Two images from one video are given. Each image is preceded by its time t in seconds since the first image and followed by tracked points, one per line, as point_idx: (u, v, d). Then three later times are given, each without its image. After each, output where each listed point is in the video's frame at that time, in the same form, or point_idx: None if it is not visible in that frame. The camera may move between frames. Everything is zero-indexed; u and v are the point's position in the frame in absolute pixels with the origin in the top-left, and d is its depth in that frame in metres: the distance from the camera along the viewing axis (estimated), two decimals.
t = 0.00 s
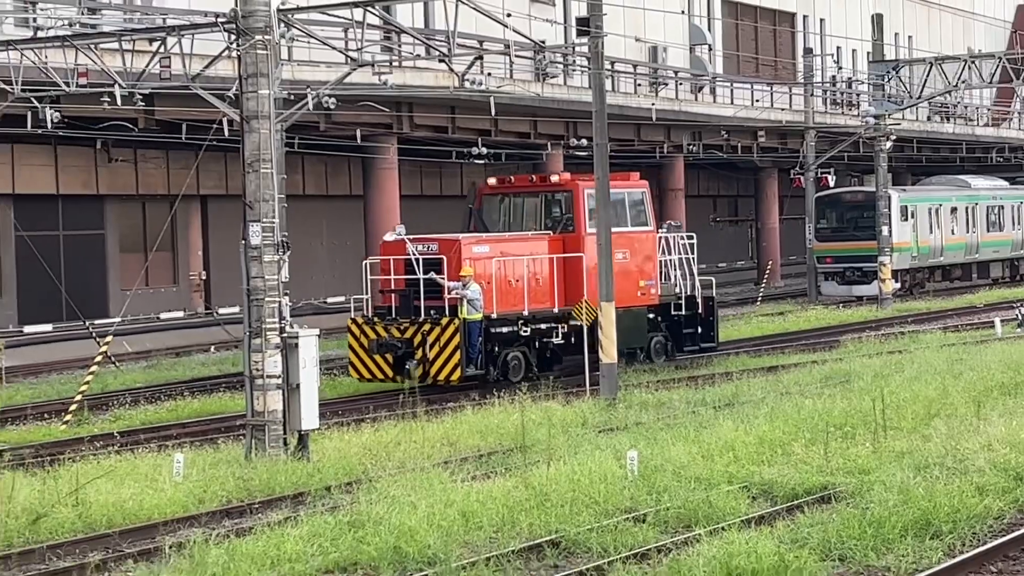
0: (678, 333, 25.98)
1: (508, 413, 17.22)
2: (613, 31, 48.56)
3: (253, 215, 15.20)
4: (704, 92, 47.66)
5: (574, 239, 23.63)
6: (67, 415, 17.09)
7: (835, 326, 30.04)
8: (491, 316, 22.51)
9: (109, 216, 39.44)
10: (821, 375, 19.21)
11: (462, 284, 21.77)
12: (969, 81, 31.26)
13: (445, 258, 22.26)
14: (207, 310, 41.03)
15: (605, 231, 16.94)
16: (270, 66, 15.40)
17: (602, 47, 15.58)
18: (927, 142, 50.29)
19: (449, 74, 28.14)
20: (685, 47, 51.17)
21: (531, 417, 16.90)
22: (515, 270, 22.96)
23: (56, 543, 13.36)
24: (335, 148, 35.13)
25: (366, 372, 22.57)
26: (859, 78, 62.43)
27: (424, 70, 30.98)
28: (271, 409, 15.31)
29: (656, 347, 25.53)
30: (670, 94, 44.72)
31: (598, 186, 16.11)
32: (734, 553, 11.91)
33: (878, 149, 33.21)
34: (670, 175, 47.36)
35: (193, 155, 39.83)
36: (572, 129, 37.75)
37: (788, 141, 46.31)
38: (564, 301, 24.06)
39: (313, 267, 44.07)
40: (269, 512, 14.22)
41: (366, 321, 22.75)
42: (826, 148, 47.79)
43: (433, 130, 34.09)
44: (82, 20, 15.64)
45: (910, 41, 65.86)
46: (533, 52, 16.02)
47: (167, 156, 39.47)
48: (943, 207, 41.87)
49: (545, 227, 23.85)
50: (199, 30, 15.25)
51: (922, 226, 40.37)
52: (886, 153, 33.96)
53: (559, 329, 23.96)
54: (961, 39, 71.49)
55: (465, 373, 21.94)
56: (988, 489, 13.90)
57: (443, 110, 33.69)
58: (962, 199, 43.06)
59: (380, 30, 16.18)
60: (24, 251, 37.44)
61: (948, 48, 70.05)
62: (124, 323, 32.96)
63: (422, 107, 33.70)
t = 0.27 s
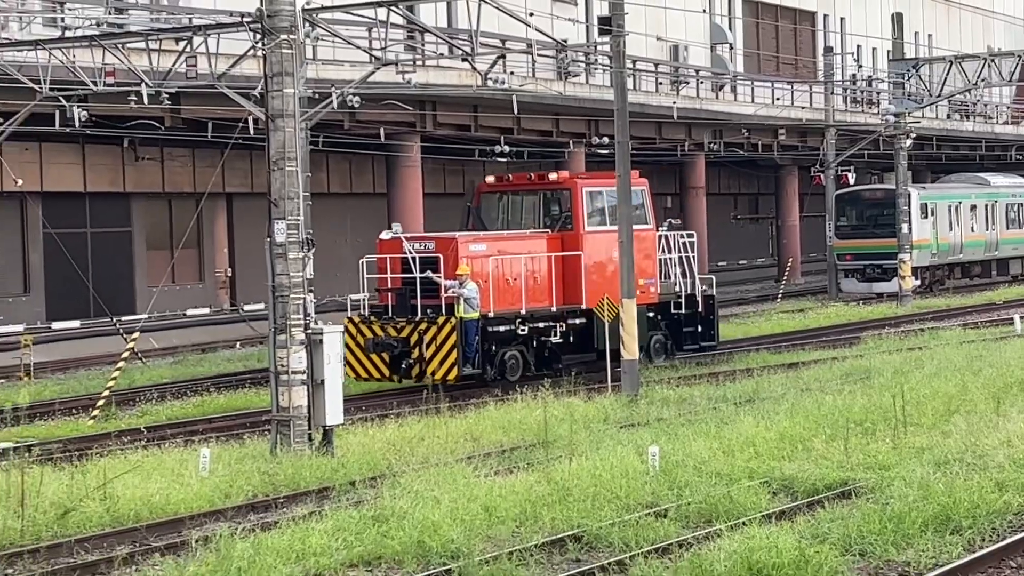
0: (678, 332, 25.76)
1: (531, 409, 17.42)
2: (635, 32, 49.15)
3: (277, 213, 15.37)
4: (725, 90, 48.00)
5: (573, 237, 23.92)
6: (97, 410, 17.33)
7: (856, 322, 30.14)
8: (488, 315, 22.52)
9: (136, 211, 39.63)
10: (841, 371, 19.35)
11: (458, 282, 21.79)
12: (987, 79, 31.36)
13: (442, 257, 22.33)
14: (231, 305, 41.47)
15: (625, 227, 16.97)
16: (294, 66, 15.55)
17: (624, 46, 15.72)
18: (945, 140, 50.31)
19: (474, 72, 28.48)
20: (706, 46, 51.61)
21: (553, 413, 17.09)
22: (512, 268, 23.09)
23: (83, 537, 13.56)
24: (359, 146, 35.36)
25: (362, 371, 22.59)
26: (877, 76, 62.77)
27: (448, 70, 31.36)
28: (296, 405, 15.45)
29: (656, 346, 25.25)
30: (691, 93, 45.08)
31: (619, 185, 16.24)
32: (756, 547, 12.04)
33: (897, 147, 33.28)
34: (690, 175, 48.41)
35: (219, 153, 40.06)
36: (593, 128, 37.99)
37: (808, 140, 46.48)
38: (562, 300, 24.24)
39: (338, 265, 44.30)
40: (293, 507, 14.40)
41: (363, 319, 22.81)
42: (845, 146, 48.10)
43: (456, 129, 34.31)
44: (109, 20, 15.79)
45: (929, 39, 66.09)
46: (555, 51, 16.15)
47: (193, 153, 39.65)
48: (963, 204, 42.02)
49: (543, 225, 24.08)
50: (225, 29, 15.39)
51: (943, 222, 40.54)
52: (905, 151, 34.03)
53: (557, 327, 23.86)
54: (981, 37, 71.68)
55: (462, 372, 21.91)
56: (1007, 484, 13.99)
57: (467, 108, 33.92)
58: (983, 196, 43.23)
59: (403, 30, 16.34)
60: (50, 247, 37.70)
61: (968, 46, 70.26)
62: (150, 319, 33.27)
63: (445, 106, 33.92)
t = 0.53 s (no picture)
0: (676, 331, 25.62)
1: (554, 403, 17.87)
2: (655, 34, 49.69)
3: (306, 212, 15.78)
4: (743, 92, 48.52)
5: (571, 236, 23.98)
6: (131, 403, 17.82)
7: (871, 318, 30.50)
8: (486, 313, 22.88)
9: (168, 212, 40.17)
10: (856, 366, 19.75)
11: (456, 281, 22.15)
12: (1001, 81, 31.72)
13: (440, 257, 22.67)
14: (261, 302, 42.04)
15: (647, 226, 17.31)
16: (323, 68, 15.96)
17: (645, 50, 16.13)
18: (960, 140, 50.62)
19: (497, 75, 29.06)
20: (724, 48, 52.13)
21: (575, 407, 17.55)
22: (510, 267, 23.34)
23: (119, 527, 13.99)
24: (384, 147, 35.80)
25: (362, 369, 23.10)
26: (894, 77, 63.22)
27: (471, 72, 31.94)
28: (325, 399, 15.92)
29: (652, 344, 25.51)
30: (710, 95, 45.72)
31: (638, 184, 16.61)
32: (773, 538, 12.38)
33: (912, 147, 33.61)
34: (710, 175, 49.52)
35: (250, 154, 40.57)
36: (615, 129, 38.43)
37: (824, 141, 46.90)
38: (562, 299, 24.39)
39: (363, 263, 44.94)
40: (322, 498, 14.83)
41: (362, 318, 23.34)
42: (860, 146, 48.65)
43: (479, 130, 34.77)
44: (142, 24, 16.21)
45: (945, 41, 66.46)
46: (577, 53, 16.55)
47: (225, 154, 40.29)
48: (976, 204, 42.29)
49: (543, 224, 24.21)
50: (256, 33, 15.79)
51: (956, 221, 40.82)
52: (920, 152, 34.34)
53: (556, 325, 24.16)
54: (996, 38, 72.05)
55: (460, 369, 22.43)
56: (1020, 477, 14.33)
57: (491, 109, 34.40)
58: (995, 195, 43.52)
59: (429, 33, 16.76)
60: (87, 248, 38.13)
61: (983, 47, 70.65)
62: (184, 315, 33.81)
63: (470, 107, 34.40)
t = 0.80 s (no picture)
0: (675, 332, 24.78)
1: (577, 401, 18.09)
2: (677, 34, 50.01)
3: (332, 210, 15.94)
4: (764, 91, 48.78)
5: (570, 235, 23.69)
6: (158, 400, 18.14)
7: (893, 316, 30.59)
8: (484, 313, 22.62)
9: (195, 210, 40.46)
10: (877, 364, 19.90)
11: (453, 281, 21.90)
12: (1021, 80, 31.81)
13: (438, 256, 22.40)
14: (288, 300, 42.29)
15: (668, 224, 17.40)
16: (347, 68, 16.13)
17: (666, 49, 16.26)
18: (980, 139, 50.69)
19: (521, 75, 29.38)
20: (745, 48, 52.40)
21: (598, 404, 17.76)
22: (508, 266, 23.08)
23: (145, 522, 14.15)
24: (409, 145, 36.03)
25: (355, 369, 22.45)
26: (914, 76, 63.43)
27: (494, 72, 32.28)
28: (349, 395, 16.08)
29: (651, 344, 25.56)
30: (731, 94, 46.06)
31: (661, 183, 16.74)
32: (794, 534, 12.47)
33: (932, 146, 33.68)
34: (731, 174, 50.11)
35: (276, 152, 40.63)
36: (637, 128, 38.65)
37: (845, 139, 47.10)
38: (561, 298, 24.11)
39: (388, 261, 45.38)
40: (347, 493, 15.00)
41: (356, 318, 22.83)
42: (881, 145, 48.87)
43: (504, 129, 34.99)
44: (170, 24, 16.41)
45: (965, 41, 66.57)
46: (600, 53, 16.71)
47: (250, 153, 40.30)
48: (995, 202, 42.26)
49: (542, 223, 23.95)
50: (281, 33, 15.99)
51: (976, 219, 40.78)
52: (940, 151, 34.40)
53: (554, 325, 23.88)
54: (1015, 37, 72.16)
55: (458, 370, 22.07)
56: None
57: (516, 109, 34.60)
58: (1014, 194, 43.52)
59: (452, 33, 16.93)
60: (115, 246, 38.37)
61: (1002, 47, 70.80)
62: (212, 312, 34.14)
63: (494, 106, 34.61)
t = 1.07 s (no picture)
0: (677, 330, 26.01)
1: (601, 398, 18.23)
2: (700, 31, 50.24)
3: (356, 207, 15.98)
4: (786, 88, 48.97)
5: (569, 234, 23.53)
6: (184, 396, 18.37)
7: (915, 313, 30.59)
8: (481, 313, 22.44)
9: (220, 209, 40.57)
10: (900, 361, 19.97)
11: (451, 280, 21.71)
12: None
13: (435, 255, 22.23)
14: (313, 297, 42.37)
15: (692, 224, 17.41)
16: (372, 66, 16.18)
17: (688, 47, 16.30)
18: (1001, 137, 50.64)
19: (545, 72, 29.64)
20: (768, 45, 52.56)
21: (621, 401, 17.90)
22: (506, 265, 22.91)
23: (170, 517, 14.24)
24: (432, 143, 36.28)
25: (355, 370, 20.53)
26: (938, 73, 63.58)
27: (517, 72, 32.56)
28: (373, 392, 16.15)
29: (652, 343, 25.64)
30: (754, 91, 46.32)
31: (683, 180, 16.78)
32: (817, 531, 12.46)
33: (955, 142, 33.68)
34: (754, 171, 50.33)
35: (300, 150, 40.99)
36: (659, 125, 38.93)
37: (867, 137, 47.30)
38: (559, 298, 23.97)
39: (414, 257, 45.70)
40: (371, 489, 15.09)
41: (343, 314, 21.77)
42: (902, 142, 48.97)
43: (527, 127, 35.20)
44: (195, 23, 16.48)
45: (986, 39, 66.62)
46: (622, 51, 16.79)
47: (274, 151, 40.66)
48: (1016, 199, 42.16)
49: (541, 221, 23.77)
50: (306, 32, 16.02)
51: (999, 216, 40.71)
52: (963, 148, 34.38)
53: (553, 325, 23.72)
54: None
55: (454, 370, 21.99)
56: None
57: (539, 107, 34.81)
58: None
59: (475, 32, 17.00)
60: (140, 243, 38.45)
61: None
62: (237, 309, 34.30)
63: (517, 104, 34.83)
